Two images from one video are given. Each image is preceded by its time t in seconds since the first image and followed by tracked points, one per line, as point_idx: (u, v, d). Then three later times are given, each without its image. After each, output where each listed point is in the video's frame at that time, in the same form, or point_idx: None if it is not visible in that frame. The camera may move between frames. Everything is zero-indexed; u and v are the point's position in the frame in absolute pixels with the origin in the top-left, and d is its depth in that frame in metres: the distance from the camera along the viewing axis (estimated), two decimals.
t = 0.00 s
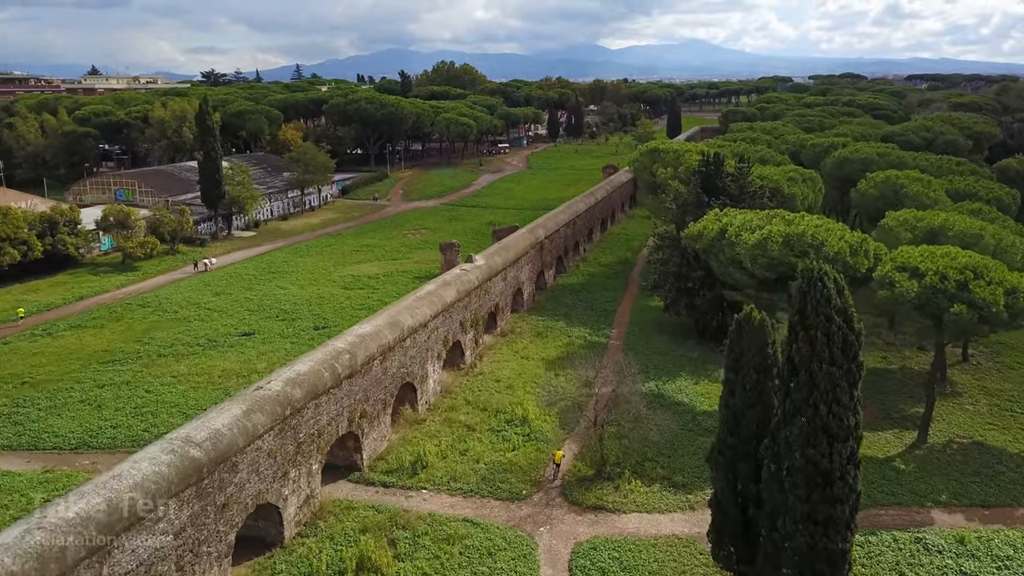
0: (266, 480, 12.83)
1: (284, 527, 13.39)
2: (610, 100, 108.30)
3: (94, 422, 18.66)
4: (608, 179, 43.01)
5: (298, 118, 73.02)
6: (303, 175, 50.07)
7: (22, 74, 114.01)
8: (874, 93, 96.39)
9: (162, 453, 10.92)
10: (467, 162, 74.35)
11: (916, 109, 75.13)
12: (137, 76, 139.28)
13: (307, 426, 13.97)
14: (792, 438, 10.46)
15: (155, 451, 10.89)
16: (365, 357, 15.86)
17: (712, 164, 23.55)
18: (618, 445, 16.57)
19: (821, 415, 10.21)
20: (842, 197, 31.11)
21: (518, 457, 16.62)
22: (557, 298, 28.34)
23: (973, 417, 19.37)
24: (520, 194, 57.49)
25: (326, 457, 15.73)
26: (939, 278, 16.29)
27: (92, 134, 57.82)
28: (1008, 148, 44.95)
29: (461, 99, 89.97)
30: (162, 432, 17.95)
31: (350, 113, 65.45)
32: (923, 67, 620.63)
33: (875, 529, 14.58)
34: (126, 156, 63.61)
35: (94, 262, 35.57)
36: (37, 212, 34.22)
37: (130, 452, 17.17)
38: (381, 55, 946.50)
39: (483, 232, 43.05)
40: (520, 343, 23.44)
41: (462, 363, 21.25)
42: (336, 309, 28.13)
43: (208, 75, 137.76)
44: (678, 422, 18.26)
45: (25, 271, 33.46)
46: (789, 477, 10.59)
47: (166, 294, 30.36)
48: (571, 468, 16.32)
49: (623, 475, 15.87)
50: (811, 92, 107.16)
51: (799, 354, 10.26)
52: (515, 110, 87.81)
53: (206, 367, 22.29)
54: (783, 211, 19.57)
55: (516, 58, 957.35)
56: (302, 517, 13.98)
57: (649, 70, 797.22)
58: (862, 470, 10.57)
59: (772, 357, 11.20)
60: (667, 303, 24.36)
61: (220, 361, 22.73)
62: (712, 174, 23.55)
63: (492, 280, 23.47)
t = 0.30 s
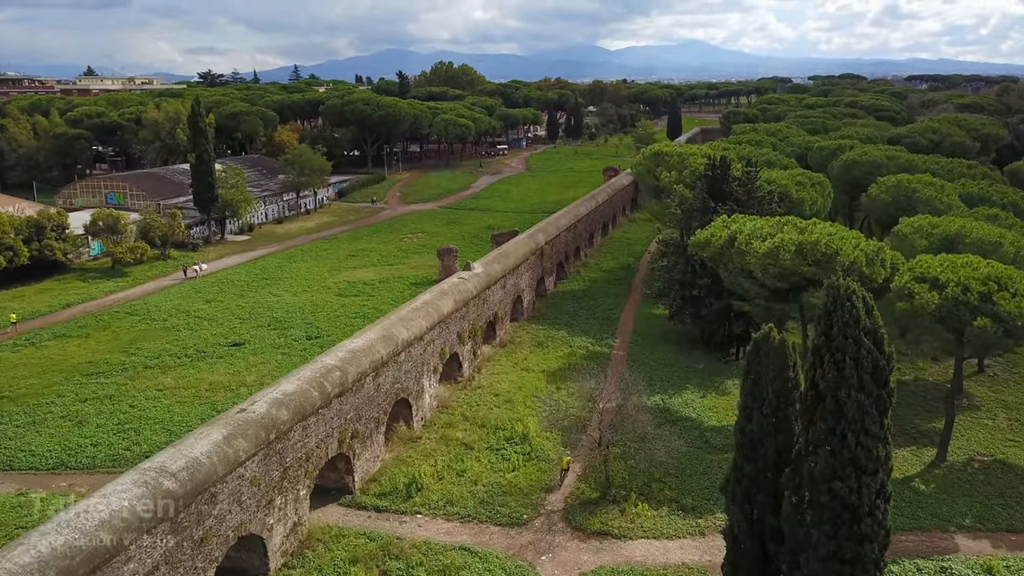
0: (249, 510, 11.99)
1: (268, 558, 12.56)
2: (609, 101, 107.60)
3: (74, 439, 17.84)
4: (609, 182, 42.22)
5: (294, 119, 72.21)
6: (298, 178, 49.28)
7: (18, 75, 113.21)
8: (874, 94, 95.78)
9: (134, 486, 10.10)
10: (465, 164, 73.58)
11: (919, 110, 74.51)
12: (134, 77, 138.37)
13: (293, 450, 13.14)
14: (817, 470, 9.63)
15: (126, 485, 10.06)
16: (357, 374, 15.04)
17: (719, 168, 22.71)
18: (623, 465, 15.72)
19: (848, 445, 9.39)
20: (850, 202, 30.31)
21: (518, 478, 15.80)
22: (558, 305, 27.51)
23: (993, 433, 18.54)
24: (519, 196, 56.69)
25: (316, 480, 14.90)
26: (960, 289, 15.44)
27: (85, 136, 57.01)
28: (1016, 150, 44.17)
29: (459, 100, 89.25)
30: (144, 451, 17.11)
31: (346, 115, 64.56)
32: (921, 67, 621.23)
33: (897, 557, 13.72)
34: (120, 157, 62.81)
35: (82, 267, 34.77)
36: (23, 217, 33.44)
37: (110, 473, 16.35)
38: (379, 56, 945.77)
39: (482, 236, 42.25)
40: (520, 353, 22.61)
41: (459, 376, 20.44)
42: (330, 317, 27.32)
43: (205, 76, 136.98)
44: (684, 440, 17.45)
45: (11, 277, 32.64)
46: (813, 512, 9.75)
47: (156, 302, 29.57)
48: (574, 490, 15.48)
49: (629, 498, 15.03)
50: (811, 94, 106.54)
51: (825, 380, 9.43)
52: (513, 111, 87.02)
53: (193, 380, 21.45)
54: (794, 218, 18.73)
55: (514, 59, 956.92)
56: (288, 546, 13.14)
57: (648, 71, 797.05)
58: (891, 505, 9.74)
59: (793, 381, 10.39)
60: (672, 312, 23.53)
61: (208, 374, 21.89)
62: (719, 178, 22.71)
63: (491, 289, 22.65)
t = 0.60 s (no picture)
0: (228, 542, 11.19)
1: None
2: (607, 102, 106.98)
3: (51, 457, 17.05)
4: (609, 185, 41.48)
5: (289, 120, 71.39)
6: (291, 180, 48.49)
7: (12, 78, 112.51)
8: (873, 95, 95.30)
9: (102, 521, 9.32)
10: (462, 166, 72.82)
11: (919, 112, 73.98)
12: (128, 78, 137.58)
13: (278, 474, 12.35)
14: (842, 504, 8.85)
15: (92, 520, 9.28)
16: (346, 392, 14.26)
17: (723, 172, 21.95)
18: (628, 485, 14.90)
19: (878, 478, 8.64)
20: (857, 206, 29.55)
21: (517, 500, 15.01)
22: (557, 312, 26.74)
23: (1012, 449, 17.74)
24: (516, 199, 55.88)
25: (304, 503, 14.09)
26: (981, 300, 14.62)
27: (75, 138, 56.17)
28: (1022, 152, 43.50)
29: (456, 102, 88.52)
30: (124, 470, 16.29)
31: (342, 116, 63.74)
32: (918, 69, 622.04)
33: None
34: (113, 159, 61.96)
35: (69, 273, 33.95)
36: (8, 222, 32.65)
37: (86, 494, 15.55)
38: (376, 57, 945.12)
39: (479, 239, 41.44)
40: (518, 364, 21.82)
41: (456, 389, 19.65)
42: (322, 325, 26.54)
43: (200, 78, 135.85)
44: (691, 458, 16.67)
45: None
46: (838, 549, 8.97)
47: (143, 311, 28.85)
48: (576, 513, 14.69)
49: (635, 521, 14.18)
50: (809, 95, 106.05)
51: (851, 406, 8.68)
52: (511, 112, 86.28)
53: (178, 394, 20.67)
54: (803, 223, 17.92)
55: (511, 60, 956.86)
56: None
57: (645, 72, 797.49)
58: (922, 543, 8.96)
59: (815, 406, 9.65)
60: (677, 320, 22.75)
61: (194, 387, 21.11)
62: (724, 183, 21.95)
63: (488, 297, 21.87)
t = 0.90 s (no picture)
0: None
1: None
2: (605, 103, 106.42)
3: (30, 476, 16.33)
4: (609, 187, 40.83)
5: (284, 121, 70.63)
6: (285, 183, 47.76)
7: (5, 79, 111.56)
8: (870, 95, 94.85)
9: (71, 561, 8.59)
10: (459, 167, 72.13)
11: (919, 112, 73.47)
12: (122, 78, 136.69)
13: (264, 500, 11.63)
14: (876, 541, 8.22)
15: (60, 559, 8.56)
16: (337, 410, 13.52)
17: (729, 176, 21.26)
18: (635, 507, 14.24)
19: (915, 514, 8.00)
20: (862, 209, 28.91)
21: (518, 521, 14.29)
22: (557, 319, 26.06)
23: None
24: (514, 201, 55.19)
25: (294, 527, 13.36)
26: (1005, 311, 13.80)
27: (66, 140, 55.38)
28: None
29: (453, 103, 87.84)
30: (105, 489, 15.57)
31: (337, 117, 62.96)
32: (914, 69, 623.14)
33: None
34: (105, 161, 61.18)
35: (56, 279, 33.20)
36: None
37: (65, 516, 14.83)
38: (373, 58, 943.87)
39: (476, 243, 40.74)
40: (518, 375, 21.11)
41: (454, 402, 18.95)
42: (316, 333, 25.85)
43: (195, 79, 135.02)
44: (698, 475, 16.00)
45: None
46: None
47: (132, 318, 28.16)
48: (579, 536, 13.96)
49: (642, 544, 13.42)
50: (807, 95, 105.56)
51: (886, 435, 8.10)
52: (508, 113, 85.63)
53: (164, 407, 19.96)
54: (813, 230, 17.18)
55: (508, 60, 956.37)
56: None
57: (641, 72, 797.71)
58: None
59: (841, 433, 8.97)
60: (681, 329, 22.07)
61: (182, 399, 20.40)
62: (730, 187, 21.27)
63: (487, 305, 21.15)
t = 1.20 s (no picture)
0: None
1: None
2: (602, 103, 105.88)
3: (8, 494, 15.70)
4: (608, 189, 40.21)
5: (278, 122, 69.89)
6: (279, 185, 47.05)
7: None
8: (868, 96, 94.49)
9: None
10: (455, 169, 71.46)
11: (919, 112, 73.02)
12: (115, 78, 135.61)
13: (251, 528, 10.97)
14: None
15: None
16: (331, 429, 12.88)
17: (735, 179, 20.64)
18: (642, 529, 13.50)
19: (957, 550, 8.35)
20: (868, 212, 28.29)
21: (519, 544, 13.62)
22: (557, 326, 25.42)
23: None
24: (511, 203, 54.55)
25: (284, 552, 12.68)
26: None
27: (56, 141, 54.58)
28: None
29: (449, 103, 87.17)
30: (86, 510, 14.91)
31: (331, 118, 62.22)
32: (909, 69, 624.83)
33: None
34: (97, 163, 60.40)
35: (44, 284, 32.51)
36: None
37: (42, 539, 14.17)
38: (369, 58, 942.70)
39: (473, 246, 40.08)
40: (517, 385, 20.45)
41: (451, 414, 18.25)
42: (309, 341, 25.21)
43: (190, 79, 133.98)
44: (707, 492, 15.34)
45: None
46: None
47: (120, 326, 27.58)
48: (583, 559, 13.30)
49: (650, 567, 12.71)
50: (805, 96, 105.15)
51: (933, 467, 8.51)
52: (505, 114, 84.99)
53: (151, 420, 19.34)
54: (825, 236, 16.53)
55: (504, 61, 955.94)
56: None
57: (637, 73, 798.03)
58: None
59: (870, 461, 9.00)
60: (686, 337, 21.45)
61: (169, 413, 19.77)
62: (736, 191, 20.65)
63: (485, 313, 20.48)
